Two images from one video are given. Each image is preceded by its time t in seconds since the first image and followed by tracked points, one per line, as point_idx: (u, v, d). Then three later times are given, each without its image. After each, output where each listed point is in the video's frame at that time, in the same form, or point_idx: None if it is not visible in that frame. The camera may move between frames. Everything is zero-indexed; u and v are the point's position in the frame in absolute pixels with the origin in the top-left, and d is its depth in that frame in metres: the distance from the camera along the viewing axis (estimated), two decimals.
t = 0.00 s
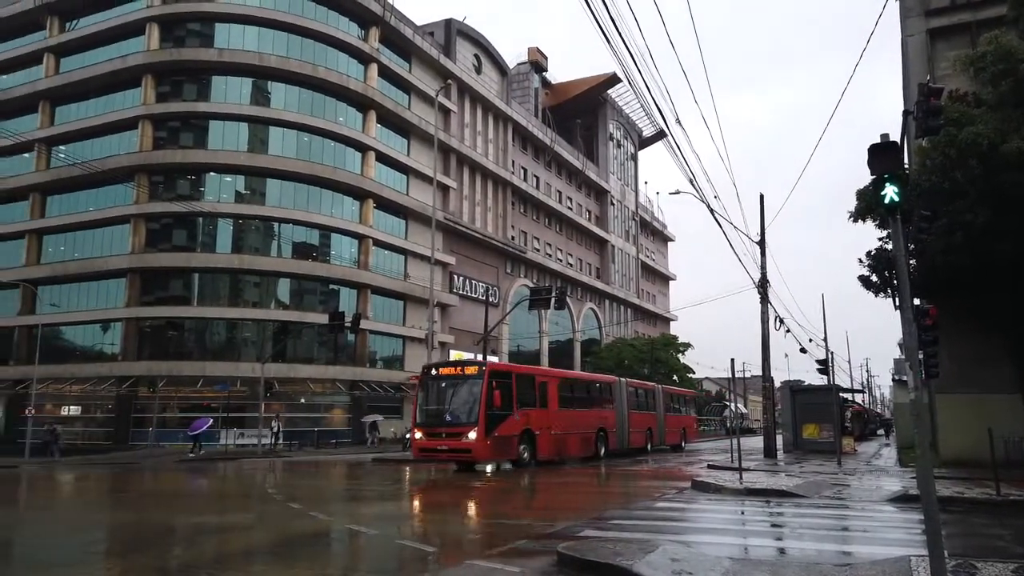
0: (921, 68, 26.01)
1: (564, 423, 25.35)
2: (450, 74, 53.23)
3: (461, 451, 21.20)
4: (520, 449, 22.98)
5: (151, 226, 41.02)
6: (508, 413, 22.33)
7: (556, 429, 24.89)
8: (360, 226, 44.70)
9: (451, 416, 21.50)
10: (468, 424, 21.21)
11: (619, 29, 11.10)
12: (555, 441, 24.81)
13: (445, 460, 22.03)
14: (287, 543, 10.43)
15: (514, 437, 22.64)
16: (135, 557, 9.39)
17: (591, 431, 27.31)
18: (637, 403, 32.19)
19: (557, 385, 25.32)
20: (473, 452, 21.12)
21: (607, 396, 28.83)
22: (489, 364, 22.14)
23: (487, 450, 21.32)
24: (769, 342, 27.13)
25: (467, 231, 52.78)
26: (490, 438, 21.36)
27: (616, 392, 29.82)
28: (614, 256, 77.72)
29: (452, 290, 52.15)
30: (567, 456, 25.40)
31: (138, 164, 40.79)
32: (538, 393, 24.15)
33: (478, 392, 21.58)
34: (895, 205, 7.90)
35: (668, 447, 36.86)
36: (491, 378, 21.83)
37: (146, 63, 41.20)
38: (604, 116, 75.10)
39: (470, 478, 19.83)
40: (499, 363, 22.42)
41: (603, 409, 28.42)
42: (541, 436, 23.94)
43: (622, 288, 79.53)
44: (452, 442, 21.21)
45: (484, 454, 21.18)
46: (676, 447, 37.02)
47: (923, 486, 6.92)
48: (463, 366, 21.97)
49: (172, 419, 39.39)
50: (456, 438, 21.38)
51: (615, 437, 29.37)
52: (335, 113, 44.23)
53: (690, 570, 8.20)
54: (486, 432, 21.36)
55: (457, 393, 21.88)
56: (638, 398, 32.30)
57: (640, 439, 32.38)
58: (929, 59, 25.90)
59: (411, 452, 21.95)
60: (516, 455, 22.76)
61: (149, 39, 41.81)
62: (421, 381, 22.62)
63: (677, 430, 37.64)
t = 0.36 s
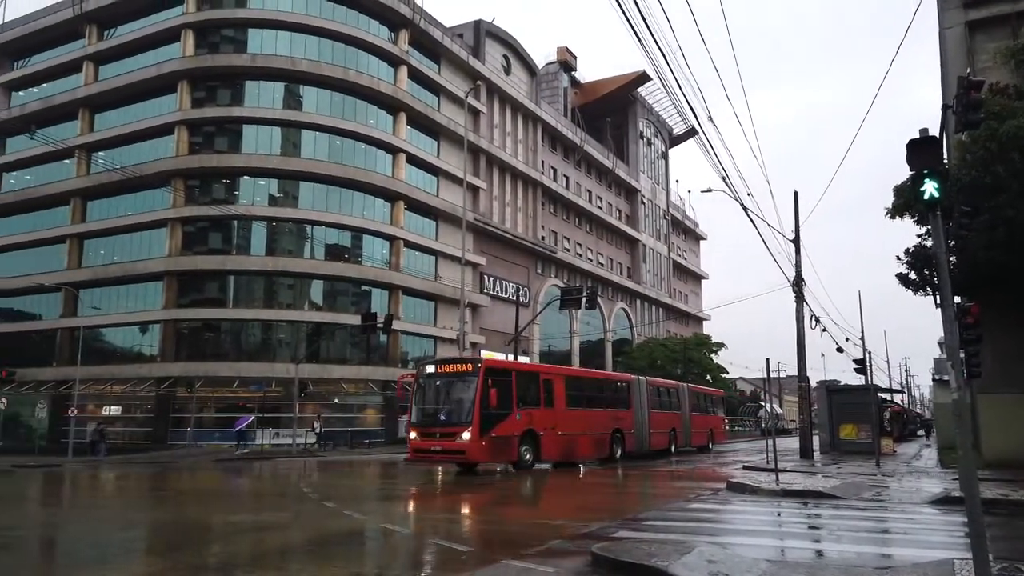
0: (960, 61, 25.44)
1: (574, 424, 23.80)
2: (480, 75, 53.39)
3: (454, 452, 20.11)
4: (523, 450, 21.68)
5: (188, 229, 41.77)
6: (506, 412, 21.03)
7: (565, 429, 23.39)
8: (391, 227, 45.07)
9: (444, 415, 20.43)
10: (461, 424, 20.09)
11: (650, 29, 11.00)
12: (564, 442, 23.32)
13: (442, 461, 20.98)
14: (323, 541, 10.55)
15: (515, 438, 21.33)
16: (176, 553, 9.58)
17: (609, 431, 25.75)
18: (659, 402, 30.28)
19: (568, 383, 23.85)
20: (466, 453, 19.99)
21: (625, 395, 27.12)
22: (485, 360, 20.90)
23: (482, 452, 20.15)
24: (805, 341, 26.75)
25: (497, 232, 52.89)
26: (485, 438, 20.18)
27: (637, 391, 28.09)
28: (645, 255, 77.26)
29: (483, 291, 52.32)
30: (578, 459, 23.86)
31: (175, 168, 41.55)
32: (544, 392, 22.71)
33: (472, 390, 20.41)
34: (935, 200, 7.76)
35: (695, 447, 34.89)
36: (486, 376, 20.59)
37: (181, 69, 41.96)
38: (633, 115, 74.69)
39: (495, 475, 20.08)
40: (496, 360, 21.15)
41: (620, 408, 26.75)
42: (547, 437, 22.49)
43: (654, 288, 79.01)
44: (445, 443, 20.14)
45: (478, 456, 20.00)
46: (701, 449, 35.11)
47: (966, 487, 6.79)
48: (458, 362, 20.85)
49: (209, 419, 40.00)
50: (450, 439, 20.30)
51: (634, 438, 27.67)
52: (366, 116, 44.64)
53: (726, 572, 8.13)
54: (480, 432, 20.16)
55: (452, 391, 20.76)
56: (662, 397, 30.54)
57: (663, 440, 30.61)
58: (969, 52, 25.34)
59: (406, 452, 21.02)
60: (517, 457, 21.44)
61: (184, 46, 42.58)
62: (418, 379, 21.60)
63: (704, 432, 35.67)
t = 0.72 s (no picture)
0: (1006, 52, 24.75)
1: (580, 424, 22.52)
2: (513, 76, 53.46)
3: (443, 454, 19.16)
4: (520, 453, 20.53)
5: (228, 232, 42.51)
6: (499, 412, 19.94)
7: (569, 430, 22.13)
8: (426, 229, 45.37)
9: (433, 416, 19.51)
10: (449, 424, 19.12)
11: (685, 25, 10.91)
12: (568, 443, 22.06)
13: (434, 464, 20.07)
14: (363, 540, 10.65)
15: (511, 440, 20.21)
16: (220, 551, 9.75)
17: (623, 432, 24.42)
18: (683, 401, 28.95)
19: (573, 381, 22.59)
20: (455, 456, 19.01)
21: (640, 394, 25.67)
22: (477, 357, 19.89)
23: (472, 454, 19.12)
24: (847, 340, 26.22)
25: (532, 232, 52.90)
26: (475, 439, 19.16)
27: (655, 389, 26.62)
28: (681, 254, 76.54)
29: (517, 291, 52.38)
30: (585, 460, 22.58)
31: (215, 173, 42.34)
32: (544, 391, 21.53)
33: (462, 390, 19.43)
34: (982, 196, 7.75)
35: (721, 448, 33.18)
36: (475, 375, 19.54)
37: (220, 76, 42.73)
38: (668, 112, 74.06)
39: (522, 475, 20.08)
40: (488, 358, 20.08)
41: (635, 408, 25.33)
42: (548, 437, 21.29)
43: (690, 286, 78.21)
44: (433, 444, 19.22)
45: (467, 458, 18.99)
46: (730, 450, 33.71)
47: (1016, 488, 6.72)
48: (448, 360, 19.92)
49: (249, 419, 40.69)
50: (439, 440, 19.35)
51: (654, 440, 26.21)
52: (401, 118, 44.99)
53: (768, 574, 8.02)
54: (470, 433, 19.16)
55: (442, 390, 19.81)
56: (685, 396, 29.00)
57: (686, 441, 29.04)
58: (1015, 42, 24.66)
59: (398, 454, 20.21)
60: (514, 459, 20.33)
61: (223, 52, 43.35)
62: (410, 378, 20.76)
63: (731, 432, 33.94)
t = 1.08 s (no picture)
0: None
1: (584, 424, 21.32)
2: (550, 75, 53.40)
3: (425, 456, 18.44)
4: (512, 455, 19.59)
5: (271, 235, 43.26)
6: (487, 412, 19.05)
7: (571, 431, 20.97)
8: (464, 230, 45.61)
9: (415, 416, 18.82)
10: (430, 425, 18.39)
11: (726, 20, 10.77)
12: (570, 445, 20.92)
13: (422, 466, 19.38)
14: (406, 539, 10.73)
15: (500, 441, 19.27)
16: (267, 549, 9.91)
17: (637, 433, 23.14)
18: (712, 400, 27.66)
19: (575, 379, 21.43)
20: (437, 458, 18.25)
21: (658, 392, 24.24)
22: (461, 355, 19.07)
23: (455, 456, 18.33)
24: (896, 339, 25.58)
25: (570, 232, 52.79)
26: (458, 441, 18.36)
27: (677, 388, 25.20)
28: (722, 252, 75.54)
29: (556, 291, 52.30)
30: (591, 463, 21.39)
31: (259, 178, 43.11)
32: (541, 389, 20.47)
33: (444, 389, 18.67)
34: None
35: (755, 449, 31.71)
36: (458, 373, 18.73)
37: (263, 82, 43.50)
38: (708, 109, 73.18)
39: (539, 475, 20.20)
40: (473, 356, 19.23)
41: (652, 407, 23.94)
42: (545, 438, 20.22)
43: (732, 285, 77.14)
44: (414, 446, 18.54)
45: (449, 461, 18.21)
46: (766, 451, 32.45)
47: None
48: (431, 358, 19.20)
49: (293, 419, 41.35)
50: (422, 442, 18.64)
51: (675, 441, 24.80)
52: (439, 120, 45.26)
53: None
54: (453, 434, 18.38)
55: (425, 389, 19.07)
56: (713, 395, 27.66)
57: (714, 442, 27.71)
58: None
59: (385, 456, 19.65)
60: (505, 461, 19.40)
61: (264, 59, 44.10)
62: (398, 377, 20.13)
63: (766, 432, 32.45)
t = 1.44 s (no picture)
0: None
1: (581, 424, 20.66)
2: (591, 74, 53.18)
3: (400, 457, 18.37)
4: (496, 455, 19.26)
5: (316, 238, 43.93)
6: (466, 412, 18.80)
7: (566, 431, 20.35)
8: (506, 230, 45.72)
9: (393, 415, 18.78)
10: (404, 425, 18.31)
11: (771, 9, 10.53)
12: (565, 445, 20.32)
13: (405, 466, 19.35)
14: (454, 538, 10.78)
15: (481, 441, 18.95)
16: (318, 547, 10.05)
17: (646, 433, 22.23)
18: (745, 398, 26.30)
19: (571, 377, 20.80)
20: (411, 458, 18.15)
21: (671, 391, 23.23)
22: (437, 354, 18.88)
23: (430, 457, 18.17)
24: (952, 336, 24.81)
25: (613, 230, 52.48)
26: (433, 441, 18.20)
27: (696, 387, 24.12)
28: (769, 249, 74.24)
29: (599, 290, 52.06)
30: (590, 464, 20.69)
31: (304, 181, 43.78)
32: (531, 388, 19.99)
33: (418, 388, 18.54)
34: None
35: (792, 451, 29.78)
36: (433, 372, 18.58)
37: (307, 87, 44.16)
38: (752, 104, 72.01)
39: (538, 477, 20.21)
40: (451, 354, 19.02)
41: (666, 407, 22.97)
42: (534, 438, 19.74)
43: (779, 282, 75.77)
44: (391, 447, 18.52)
45: (423, 461, 18.07)
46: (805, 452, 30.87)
47: None
48: (408, 357, 19.12)
49: (339, 419, 41.95)
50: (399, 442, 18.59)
51: (694, 443, 23.65)
52: (480, 121, 45.41)
53: None
54: (428, 434, 18.24)
55: (402, 389, 18.99)
56: (741, 395, 26.01)
57: (743, 445, 26.06)
58: None
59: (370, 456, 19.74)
60: (488, 461, 19.07)
61: (308, 64, 44.78)
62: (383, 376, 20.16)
63: (804, 433, 30.48)
